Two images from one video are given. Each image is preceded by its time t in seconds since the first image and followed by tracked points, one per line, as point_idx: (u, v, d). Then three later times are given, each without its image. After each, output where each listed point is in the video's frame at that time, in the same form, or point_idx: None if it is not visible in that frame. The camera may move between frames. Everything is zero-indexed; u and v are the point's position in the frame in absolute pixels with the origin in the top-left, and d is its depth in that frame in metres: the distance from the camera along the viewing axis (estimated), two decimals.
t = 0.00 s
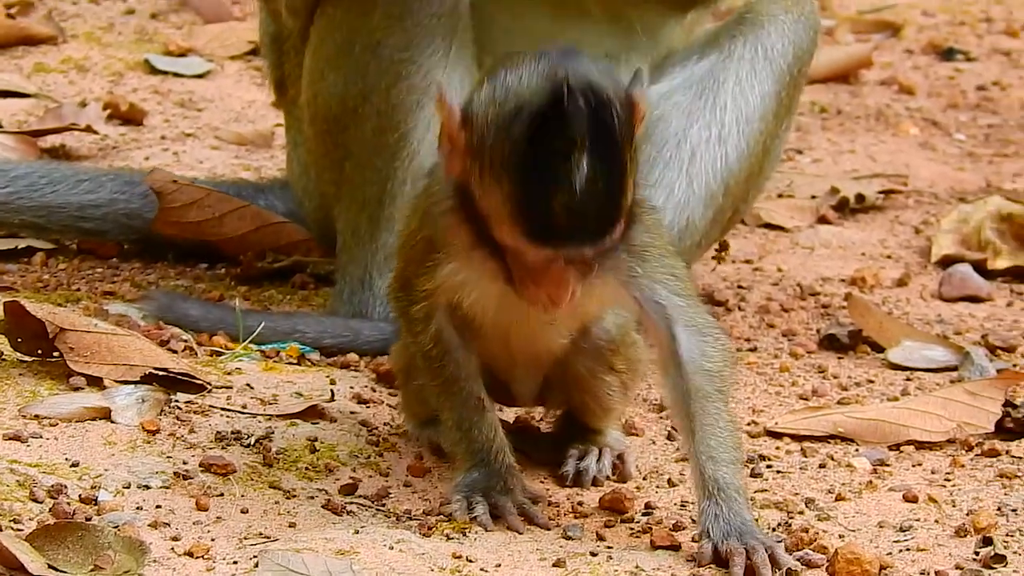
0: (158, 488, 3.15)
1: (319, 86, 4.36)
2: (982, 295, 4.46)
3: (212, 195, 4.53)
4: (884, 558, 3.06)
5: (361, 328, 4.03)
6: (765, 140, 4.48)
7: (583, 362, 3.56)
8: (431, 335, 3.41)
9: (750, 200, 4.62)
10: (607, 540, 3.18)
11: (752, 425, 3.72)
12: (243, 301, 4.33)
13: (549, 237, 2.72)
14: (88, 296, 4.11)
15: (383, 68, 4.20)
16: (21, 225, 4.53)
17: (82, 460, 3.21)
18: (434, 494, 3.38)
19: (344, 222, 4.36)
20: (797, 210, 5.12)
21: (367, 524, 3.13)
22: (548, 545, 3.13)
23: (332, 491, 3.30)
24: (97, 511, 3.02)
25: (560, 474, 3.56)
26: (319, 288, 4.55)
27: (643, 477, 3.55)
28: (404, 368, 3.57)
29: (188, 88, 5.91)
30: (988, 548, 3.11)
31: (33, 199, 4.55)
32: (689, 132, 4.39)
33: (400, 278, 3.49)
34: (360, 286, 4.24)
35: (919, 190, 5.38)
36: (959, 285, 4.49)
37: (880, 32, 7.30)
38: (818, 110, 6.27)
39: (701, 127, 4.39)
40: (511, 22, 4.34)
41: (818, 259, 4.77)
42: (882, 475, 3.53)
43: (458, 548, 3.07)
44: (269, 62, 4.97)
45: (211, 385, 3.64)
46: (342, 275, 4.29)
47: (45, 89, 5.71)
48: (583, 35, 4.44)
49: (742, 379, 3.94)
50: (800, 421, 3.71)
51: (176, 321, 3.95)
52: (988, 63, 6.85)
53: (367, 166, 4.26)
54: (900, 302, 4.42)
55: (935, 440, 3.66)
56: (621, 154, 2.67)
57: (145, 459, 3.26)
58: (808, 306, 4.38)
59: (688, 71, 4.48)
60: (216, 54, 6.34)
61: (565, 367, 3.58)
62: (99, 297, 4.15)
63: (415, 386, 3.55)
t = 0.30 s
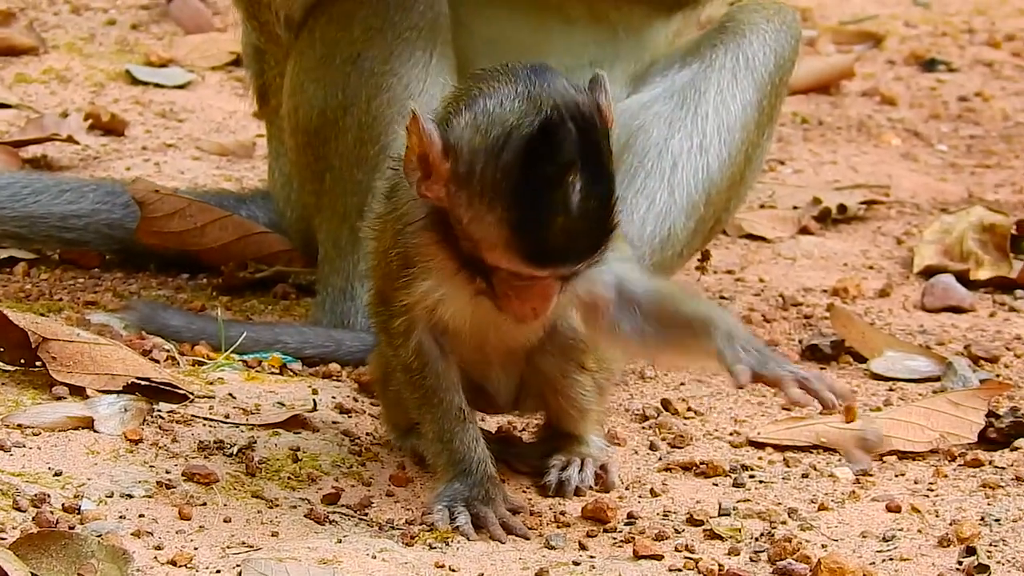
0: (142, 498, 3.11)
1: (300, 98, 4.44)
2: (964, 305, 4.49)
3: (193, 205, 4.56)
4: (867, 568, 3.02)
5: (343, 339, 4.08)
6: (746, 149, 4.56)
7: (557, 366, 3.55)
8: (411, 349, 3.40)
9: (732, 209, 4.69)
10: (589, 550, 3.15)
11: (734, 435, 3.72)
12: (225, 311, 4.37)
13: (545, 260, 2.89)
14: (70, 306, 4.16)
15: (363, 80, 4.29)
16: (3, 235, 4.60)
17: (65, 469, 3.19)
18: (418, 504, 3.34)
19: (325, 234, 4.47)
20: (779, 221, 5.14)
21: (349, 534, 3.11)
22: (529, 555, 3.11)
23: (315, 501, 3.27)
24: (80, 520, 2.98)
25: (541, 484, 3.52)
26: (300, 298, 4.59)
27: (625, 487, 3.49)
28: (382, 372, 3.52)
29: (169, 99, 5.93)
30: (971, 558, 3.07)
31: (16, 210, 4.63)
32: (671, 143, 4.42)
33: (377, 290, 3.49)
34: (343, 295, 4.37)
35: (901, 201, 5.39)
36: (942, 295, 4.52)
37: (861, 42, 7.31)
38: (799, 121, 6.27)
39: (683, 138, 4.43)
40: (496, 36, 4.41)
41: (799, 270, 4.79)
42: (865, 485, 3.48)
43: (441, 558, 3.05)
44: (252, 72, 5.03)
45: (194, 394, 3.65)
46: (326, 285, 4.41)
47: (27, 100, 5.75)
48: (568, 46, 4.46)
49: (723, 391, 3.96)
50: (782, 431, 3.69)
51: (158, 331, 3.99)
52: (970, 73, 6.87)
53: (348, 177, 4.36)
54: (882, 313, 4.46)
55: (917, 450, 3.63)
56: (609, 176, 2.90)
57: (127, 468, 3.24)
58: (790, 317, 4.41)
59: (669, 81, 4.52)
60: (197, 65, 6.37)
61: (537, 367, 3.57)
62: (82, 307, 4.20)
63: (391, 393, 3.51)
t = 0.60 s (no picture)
0: (132, 499, 3.11)
1: (291, 99, 4.45)
2: (954, 307, 4.50)
3: (183, 207, 4.56)
4: (857, 569, 3.02)
5: (332, 342, 4.10)
6: (736, 150, 4.59)
7: (539, 360, 3.54)
8: (401, 350, 3.34)
9: (721, 212, 4.72)
10: (580, 552, 3.14)
11: (724, 437, 3.71)
12: (215, 313, 4.37)
13: (591, 241, 2.88)
14: (61, 308, 4.16)
15: (354, 82, 4.29)
16: None
17: (55, 470, 3.19)
18: (408, 505, 3.34)
19: (316, 236, 4.48)
20: (770, 223, 5.14)
21: (339, 536, 3.11)
22: (520, 557, 3.10)
23: (305, 503, 3.26)
24: (70, 522, 2.98)
25: (531, 486, 3.51)
26: (290, 300, 4.59)
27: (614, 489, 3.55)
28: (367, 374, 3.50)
29: (159, 101, 5.93)
30: (961, 560, 3.07)
31: (7, 211, 4.63)
32: (661, 145, 4.46)
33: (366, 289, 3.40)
34: (333, 297, 4.38)
35: (892, 203, 5.40)
36: (932, 297, 4.52)
37: (851, 44, 7.32)
38: (789, 123, 6.26)
39: (673, 139, 4.47)
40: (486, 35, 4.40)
41: (790, 272, 4.79)
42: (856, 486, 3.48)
43: (431, 560, 3.04)
44: (243, 72, 5.03)
45: (184, 396, 3.66)
46: (316, 286, 4.42)
47: (17, 102, 5.74)
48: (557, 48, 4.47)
49: (715, 393, 3.96)
50: (773, 433, 3.67)
51: (148, 332, 3.99)
52: (961, 75, 6.87)
53: (340, 179, 4.36)
54: (873, 315, 4.46)
55: (908, 452, 3.63)
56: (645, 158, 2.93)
57: (118, 470, 3.24)
58: (780, 319, 4.41)
59: (659, 83, 4.52)
60: (187, 67, 6.37)
61: (515, 362, 3.56)
62: (72, 309, 4.19)
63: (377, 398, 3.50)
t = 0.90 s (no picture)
0: (126, 499, 3.11)
1: (285, 97, 4.45)
2: (948, 307, 4.50)
3: (176, 208, 4.52)
4: (852, 569, 3.02)
5: (326, 341, 4.11)
6: (730, 151, 4.61)
7: (563, 361, 3.55)
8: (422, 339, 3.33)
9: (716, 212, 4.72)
10: (574, 552, 3.15)
11: (718, 437, 3.72)
12: (209, 312, 4.37)
13: (646, 251, 2.84)
14: (55, 307, 4.16)
15: (349, 82, 4.31)
16: None
17: (49, 470, 3.19)
18: (402, 505, 3.34)
19: (309, 236, 4.48)
20: (763, 224, 5.15)
21: (333, 536, 3.12)
22: (515, 557, 3.11)
23: (299, 503, 3.26)
24: (65, 522, 2.98)
25: (527, 485, 3.52)
26: (284, 300, 4.60)
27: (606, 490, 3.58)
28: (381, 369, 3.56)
29: (153, 100, 5.92)
30: (955, 560, 3.08)
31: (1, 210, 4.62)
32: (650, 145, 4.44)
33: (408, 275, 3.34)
34: (327, 297, 4.39)
35: (886, 203, 5.40)
36: (926, 297, 4.52)
37: (845, 44, 7.32)
38: (783, 122, 6.25)
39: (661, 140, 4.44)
40: (483, 38, 4.52)
41: (784, 272, 4.80)
42: (850, 487, 3.48)
43: (425, 560, 3.05)
44: (238, 71, 5.03)
45: (178, 396, 3.65)
46: (310, 286, 4.43)
47: (10, 101, 5.74)
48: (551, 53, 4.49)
49: (708, 393, 3.96)
50: (767, 433, 3.68)
51: (143, 332, 3.99)
52: (954, 75, 6.88)
53: (332, 177, 4.37)
54: (866, 315, 4.46)
55: (902, 452, 3.63)
56: (711, 179, 2.88)
57: (112, 470, 3.24)
58: (774, 319, 4.41)
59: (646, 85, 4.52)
60: (181, 66, 6.37)
61: (536, 361, 3.57)
62: (66, 308, 4.19)
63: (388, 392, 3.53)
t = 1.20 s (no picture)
0: (122, 497, 3.11)
1: (282, 96, 4.46)
2: (944, 306, 4.50)
3: (173, 207, 4.52)
4: (847, 568, 3.02)
5: (322, 340, 4.13)
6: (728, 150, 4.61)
7: (584, 360, 3.54)
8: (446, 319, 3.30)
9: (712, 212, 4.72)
10: (570, 550, 3.15)
11: (714, 435, 3.72)
12: (205, 311, 4.37)
13: (683, 230, 2.82)
14: (51, 306, 4.16)
15: (345, 80, 4.31)
16: None
17: (45, 469, 3.19)
18: (398, 504, 3.34)
19: (305, 235, 4.47)
20: (760, 223, 5.14)
21: (329, 534, 3.12)
22: (510, 555, 3.11)
23: (295, 501, 3.26)
24: (61, 520, 2.98)
25: (520, 482, 3.52)
26: (280, 299, 4.62)
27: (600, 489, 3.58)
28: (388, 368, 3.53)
29: (149, 99, 5.92)
30: (951, 559, 3.08)
31: None
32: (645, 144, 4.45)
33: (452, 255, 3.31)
34: (324, 296, 4.39)
35: (882, 202, 5.40)
36: (923, 296, 4.52)
37: (841, 43, 7.32)
38: (780, 121, 6.25)
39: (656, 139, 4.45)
40: (479, 37, 4.46)
41: (780, 271, 4.80)
42: (845, 485, 3.48)
43: (421, 558, 3.05)
44: (235, 70, 5.03)
45: (174, 394, 3.65)
46: (306, 285, 4.43)
47: (7, 101, 5.74)
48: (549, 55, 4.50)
49: (704, 392, 3.96)
50: (763, 432, 3.68)
51: (139, 331, 3.98)
52: (951, 74, 6.88)
53: (328, 175, 4.37)
54: (862, 314, 4.46)
55: (897, 451, 3.63)
56: (755, 165, 2.87)
57: (108, 468, 3.24)
58: (770, 318, 4.41)
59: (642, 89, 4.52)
60: (177, 66, 6.37)
61: (557, 357, 3.54)
62: (62, 307, 4.19)
63: (394, 389, 3.52)
